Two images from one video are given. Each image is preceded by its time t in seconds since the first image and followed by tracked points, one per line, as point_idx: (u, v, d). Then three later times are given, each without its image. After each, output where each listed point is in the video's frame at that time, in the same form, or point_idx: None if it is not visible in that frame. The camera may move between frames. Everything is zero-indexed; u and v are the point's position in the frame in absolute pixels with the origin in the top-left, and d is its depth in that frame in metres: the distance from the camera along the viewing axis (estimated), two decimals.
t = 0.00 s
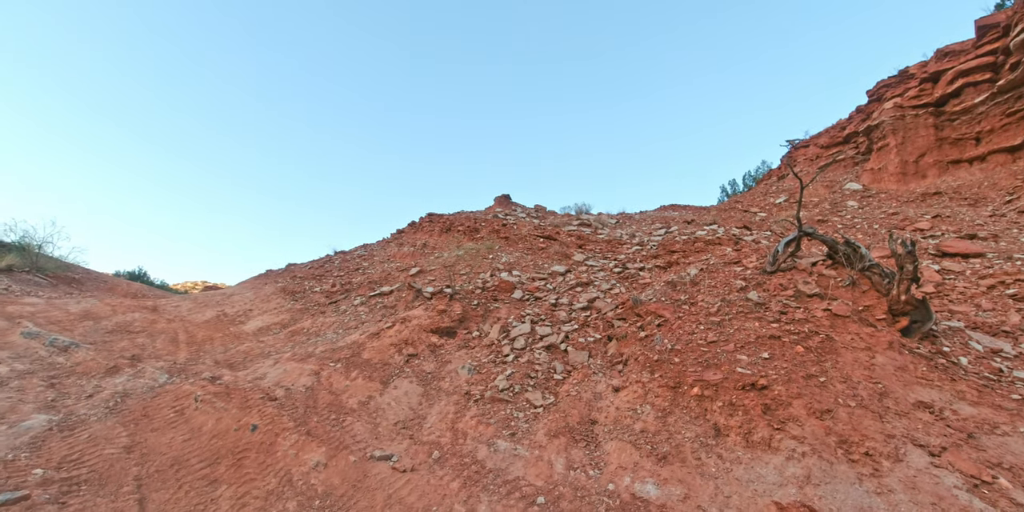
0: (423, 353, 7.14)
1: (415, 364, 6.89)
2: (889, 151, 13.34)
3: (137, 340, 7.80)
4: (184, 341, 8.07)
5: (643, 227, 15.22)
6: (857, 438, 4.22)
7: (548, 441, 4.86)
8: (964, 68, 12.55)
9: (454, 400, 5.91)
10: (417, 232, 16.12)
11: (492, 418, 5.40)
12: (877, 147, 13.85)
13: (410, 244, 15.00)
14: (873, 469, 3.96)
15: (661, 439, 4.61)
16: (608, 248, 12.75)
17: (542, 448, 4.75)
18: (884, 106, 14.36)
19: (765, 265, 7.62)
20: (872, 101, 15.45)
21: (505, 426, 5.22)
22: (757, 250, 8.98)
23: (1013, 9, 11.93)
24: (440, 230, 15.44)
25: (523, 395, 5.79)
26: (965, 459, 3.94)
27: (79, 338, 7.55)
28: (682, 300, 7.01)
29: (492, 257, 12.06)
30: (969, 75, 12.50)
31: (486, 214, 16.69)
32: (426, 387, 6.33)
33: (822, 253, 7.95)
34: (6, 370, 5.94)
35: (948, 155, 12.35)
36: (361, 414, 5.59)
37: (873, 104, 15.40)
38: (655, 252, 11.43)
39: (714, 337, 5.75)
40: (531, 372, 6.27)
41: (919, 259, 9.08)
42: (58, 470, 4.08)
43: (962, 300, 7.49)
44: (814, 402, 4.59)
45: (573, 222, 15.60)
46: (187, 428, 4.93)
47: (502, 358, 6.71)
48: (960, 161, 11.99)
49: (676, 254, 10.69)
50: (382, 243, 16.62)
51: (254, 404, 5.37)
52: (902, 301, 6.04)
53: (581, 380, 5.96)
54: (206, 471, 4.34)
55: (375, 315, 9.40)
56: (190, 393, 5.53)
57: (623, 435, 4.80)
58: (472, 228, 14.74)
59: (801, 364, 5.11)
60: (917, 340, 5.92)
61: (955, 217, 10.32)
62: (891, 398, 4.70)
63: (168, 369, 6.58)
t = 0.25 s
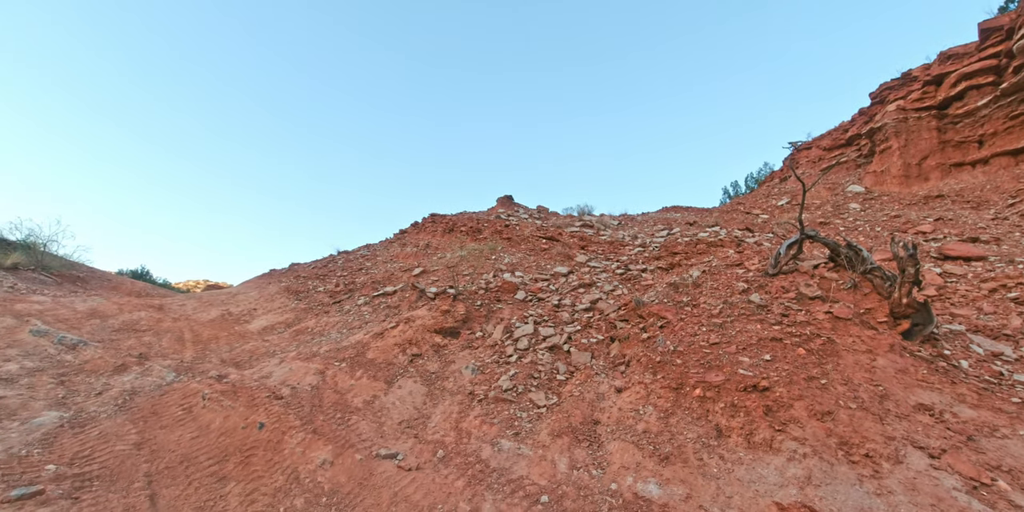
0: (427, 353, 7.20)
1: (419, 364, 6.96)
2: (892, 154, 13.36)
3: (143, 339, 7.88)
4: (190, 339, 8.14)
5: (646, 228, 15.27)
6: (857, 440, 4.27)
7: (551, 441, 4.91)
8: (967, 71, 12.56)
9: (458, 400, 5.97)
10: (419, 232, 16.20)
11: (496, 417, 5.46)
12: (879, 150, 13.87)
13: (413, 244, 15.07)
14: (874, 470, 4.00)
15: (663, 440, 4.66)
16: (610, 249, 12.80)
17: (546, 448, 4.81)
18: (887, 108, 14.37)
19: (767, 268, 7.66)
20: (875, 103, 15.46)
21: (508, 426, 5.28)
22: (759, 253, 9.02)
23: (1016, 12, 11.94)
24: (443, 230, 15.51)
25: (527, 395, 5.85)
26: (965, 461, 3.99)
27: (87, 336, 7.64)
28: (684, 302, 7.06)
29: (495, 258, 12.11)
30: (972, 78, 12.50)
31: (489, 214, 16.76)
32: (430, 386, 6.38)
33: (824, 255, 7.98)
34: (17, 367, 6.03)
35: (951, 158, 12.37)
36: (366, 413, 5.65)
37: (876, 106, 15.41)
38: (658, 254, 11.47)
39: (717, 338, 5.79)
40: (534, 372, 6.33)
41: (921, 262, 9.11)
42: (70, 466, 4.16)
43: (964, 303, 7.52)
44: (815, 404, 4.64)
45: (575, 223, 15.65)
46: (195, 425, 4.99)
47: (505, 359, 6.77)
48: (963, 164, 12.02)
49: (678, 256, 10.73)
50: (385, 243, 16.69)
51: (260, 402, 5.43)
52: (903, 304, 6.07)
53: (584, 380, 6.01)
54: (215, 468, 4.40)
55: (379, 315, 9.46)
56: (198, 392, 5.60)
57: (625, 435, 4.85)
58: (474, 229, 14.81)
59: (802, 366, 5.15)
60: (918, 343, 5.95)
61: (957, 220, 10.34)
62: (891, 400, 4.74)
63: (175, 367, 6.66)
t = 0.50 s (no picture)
0: (432, 354, 7.28)
1: (424, 365, 7.04)
2: (894, 158, 13.40)
3: (151, 337, 7.98)
4: (198, 338, 8.24)
5: (648, 230, 15.33)
6: (857, 443, 4.33)
7: (555, 441, 4.99)
8: (970, 75, 12.59)
9: (463, 400, 6.05)
10: (423, 233, 16.28)
11: (500, 418, 5.54)
12: (882, 154, 13.91)
13: (416, 245, 15.16)
14: (873, 472, 4.07)
15: (665, 441, 4.73)
16: (613, 251, 12.87)
17: (549, 448, 4.88)
18: (890, 112, 14.41)
19: (769, 271, 7.72)
20: (878, 107, 15.50)
21: (512, 426, 5.36)
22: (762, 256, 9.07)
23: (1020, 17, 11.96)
24: (446, 231, 15.59)
25: (530, 396, 5.92)
26: (963, 464, 4.05)
27: (96, 334, 7.74)
28: (687, 305, 7.12)
29: (498, 260, 12.19)
30: (975, 83, 12.53)
31: (492, 216, 16.84)
32: (435, 387, 6.47)
33: (825, 259, 8.04)
34: (29, 364, 6.13)
35: (953, 162, 12.41)
36: (372, 412, 5.74)
37: (879, 110, 15.45)
38: (660, 256, 11.53)
39: (719, 341, 5.86)
40: (538, 373, 6.40)
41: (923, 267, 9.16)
42: (85, 462, 4.25)
43: (965, 308, 7.57)
44: (815, 406, 4.71)
45: (578, 225, 15.72)
46: (205, 423, 5.09)
47: (509, 360, 6.85)
48: (965, 168, 12.07)
49: (680, 259, 10.79)
50: (388, 244, 16.78)
51: (268, 401, 5.52)
52: (904, 309, 6.13)
53: (587, 382, 6.09)
54: (225, 465, 4.49)
55: (383, 315, 9.55)
56: (207, 390, 5.69)
57: (628, 436, 4.92)
58: (478, 230, 14.89)
59: (803, 369, 5.22)
60: (918, 347, 6.01)
61: (959, 225, 10.38)
62: (891, 404, 4.80)
63: (183, 365, 6.76)
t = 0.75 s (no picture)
0: (437, 355, 7.38)
1: (430, 366, 7.13)
2: (898, 164, 13.45)
3: (161, 336, 8.11)
4: (206, 337, 8.36)
5: (651, 234, 15.40)
6: (857, 448, 4.41)
7: (560, 443, 5.08)
8: (975, 82, 12.63)
9: (468, 401, 6.14)
10: (427, 235, 16.40)
11: (505, 419, 5.63)
12: (886, 160, 13.96)
13: (421, 247, 15.27)
14: (873, 477, 4.14)
15: (668, 444, 4.81)
16: (616, 255, 12.95)
17: (554, 450, 4.97)
18: (894, 118, 14.45)
19: (772, 277, 7.79)
20: (882, 113, 15.54)
21: (518, 427, 5.45)
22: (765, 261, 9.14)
23: None
24: (451, 233, 15.70)
25: (535, 398, 6.02)
26: (962, 470, 4.12)
27: (107, 333, 7.87)
28: (690, 309, 7.20)
29: (502, 262, 12.29)
30: (980, 89, 12.57)
31: (496, 218, 16.94)
32: (441, 388, 6.56)
33: (828, 265, 8.10)
34: (45, 362, 6.26)
35: (957, 169, 12.45)
36: (379, 412, 5.84)
37: (883, 116, 15.49)
38: (663, 260, 11.61)
39: (721, 346, 5.94)
40: (542, 376, 6.49)
41: (926, 273, 9.21)
42: (103, 458, 4.36)
43: (967, 315, 7.62)
44: (817, 412, 4.78)
45: (581, 229, 15.81)
46: (217, 421, 5.20)
47: (514, 362, 6.94)
48: (969, 175, 12.12)
49: (684, 263, 10.86)
50: (393, 245, 16.90)
51: (278, 400, 5.62)
52: (906, 315, 6.19)
53: (591, 385, 6.17)
54: (238, 462, 4.60)
55: (389, 317, 9.65)
56: (218, 389, 5.81)
57: (632, 438, 5.01)
58: (482, 232, 14.99)
59: (804, 374, 5.29)
60: (919, 354, 6.07)
61: (963, 232, 10.43)
62: (891, 410, 4.87)
63: (194, 364, 6.88)
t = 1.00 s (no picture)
0: (443, 358, 7.46)
1: (435, 368, 7.22)
2: (902, 173, 13.49)
3: (170, 335, 8.22)
4: (215, 337, 8.47)
5: (655, 239, 15.47)
6: (858, 456, 4.48)
7: (564, 446, 5.16)
8: (980, 91, 12.68)
9: (474, 404, 6.23)
10: (432, 238, 16.50)
11: (510, 422, 5.71)
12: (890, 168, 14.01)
13: (425, 249, 15.37)
14: (873, 485, 4.21)
15: (671, 449, 4.89)
16: (620, 260, 13.02)
17: (559, 453, 5.05)
18: (898, 126, 14.50)
19: (775, 284, 7.85)
20: (887, 121, 15.59)
21: (523, 431, 5.53)
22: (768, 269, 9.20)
23: None
24: (455, 236, 15.80)
25: (540, 402, 6.10)
26: (961, 479, 4.18)
27: (118, 331, 7.99)
28: (693, 316, 7.27)
29: (506, 266, 12.38)
30: (985, 98, 12.63)
31: (500, 222, 17.03)
32: (446, 390, 6.65)
33: (830, 274, 8.16)
34: (58, 359, 6.38)
35: (961, 179, 12.49)
36: (386, 414, 5.93)
37: (887, 124, 15.54)
38: (667, 266, 11.67)
39: (724, 353, 6.01)
40: (547, 380, 6.57)
41: (928, 282, 9.26)
42: (119, 455, 4.46)
43: (969, 325, 7.67)
44: (818, 420, 4.85)
45: (585, 233, 15.88)
46: (228, 420, 5.30)
47: (519, 366, 7.02)
48: (973, 184, 12.17)
49: (687, 270, 10.93)
50: (397, 247, 17.01)
51: (288, 400, 5.72)
52: (908, 325, 6.25)
53: (595, 389, 6.25)
54: (249, 461, 4.70)
55: (394, 319, 9.75)
56: (228, 388, 5.91)
57: (635, 443, 5.09)
58: (486, 235, 15.08)
59: (807, 382, 5.36)
60: (921, 363, 6.13)
61: (966, 241, 10.47)
62: (892, 419, 4.94)
63: (203, 363, 6.98)
